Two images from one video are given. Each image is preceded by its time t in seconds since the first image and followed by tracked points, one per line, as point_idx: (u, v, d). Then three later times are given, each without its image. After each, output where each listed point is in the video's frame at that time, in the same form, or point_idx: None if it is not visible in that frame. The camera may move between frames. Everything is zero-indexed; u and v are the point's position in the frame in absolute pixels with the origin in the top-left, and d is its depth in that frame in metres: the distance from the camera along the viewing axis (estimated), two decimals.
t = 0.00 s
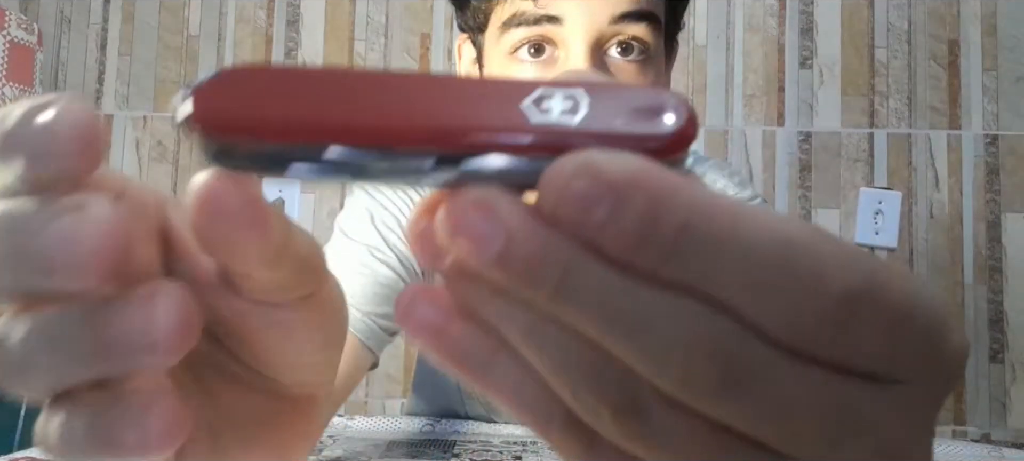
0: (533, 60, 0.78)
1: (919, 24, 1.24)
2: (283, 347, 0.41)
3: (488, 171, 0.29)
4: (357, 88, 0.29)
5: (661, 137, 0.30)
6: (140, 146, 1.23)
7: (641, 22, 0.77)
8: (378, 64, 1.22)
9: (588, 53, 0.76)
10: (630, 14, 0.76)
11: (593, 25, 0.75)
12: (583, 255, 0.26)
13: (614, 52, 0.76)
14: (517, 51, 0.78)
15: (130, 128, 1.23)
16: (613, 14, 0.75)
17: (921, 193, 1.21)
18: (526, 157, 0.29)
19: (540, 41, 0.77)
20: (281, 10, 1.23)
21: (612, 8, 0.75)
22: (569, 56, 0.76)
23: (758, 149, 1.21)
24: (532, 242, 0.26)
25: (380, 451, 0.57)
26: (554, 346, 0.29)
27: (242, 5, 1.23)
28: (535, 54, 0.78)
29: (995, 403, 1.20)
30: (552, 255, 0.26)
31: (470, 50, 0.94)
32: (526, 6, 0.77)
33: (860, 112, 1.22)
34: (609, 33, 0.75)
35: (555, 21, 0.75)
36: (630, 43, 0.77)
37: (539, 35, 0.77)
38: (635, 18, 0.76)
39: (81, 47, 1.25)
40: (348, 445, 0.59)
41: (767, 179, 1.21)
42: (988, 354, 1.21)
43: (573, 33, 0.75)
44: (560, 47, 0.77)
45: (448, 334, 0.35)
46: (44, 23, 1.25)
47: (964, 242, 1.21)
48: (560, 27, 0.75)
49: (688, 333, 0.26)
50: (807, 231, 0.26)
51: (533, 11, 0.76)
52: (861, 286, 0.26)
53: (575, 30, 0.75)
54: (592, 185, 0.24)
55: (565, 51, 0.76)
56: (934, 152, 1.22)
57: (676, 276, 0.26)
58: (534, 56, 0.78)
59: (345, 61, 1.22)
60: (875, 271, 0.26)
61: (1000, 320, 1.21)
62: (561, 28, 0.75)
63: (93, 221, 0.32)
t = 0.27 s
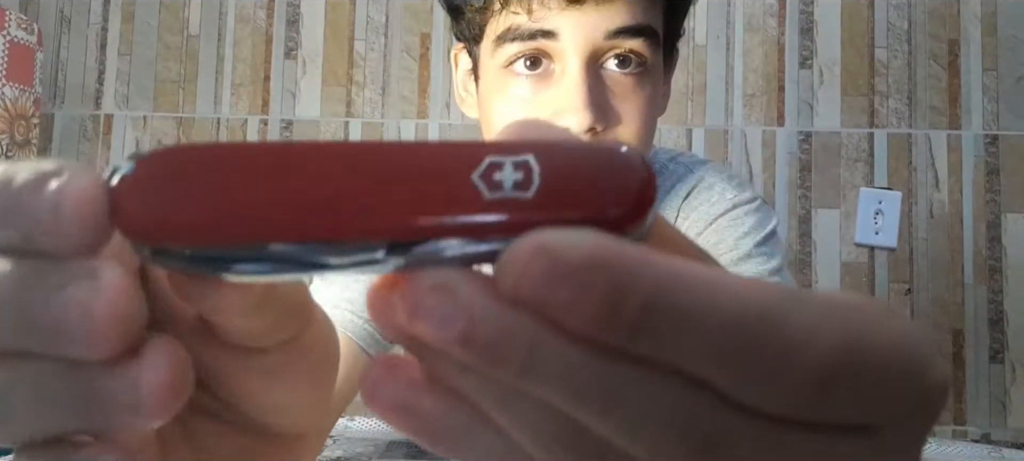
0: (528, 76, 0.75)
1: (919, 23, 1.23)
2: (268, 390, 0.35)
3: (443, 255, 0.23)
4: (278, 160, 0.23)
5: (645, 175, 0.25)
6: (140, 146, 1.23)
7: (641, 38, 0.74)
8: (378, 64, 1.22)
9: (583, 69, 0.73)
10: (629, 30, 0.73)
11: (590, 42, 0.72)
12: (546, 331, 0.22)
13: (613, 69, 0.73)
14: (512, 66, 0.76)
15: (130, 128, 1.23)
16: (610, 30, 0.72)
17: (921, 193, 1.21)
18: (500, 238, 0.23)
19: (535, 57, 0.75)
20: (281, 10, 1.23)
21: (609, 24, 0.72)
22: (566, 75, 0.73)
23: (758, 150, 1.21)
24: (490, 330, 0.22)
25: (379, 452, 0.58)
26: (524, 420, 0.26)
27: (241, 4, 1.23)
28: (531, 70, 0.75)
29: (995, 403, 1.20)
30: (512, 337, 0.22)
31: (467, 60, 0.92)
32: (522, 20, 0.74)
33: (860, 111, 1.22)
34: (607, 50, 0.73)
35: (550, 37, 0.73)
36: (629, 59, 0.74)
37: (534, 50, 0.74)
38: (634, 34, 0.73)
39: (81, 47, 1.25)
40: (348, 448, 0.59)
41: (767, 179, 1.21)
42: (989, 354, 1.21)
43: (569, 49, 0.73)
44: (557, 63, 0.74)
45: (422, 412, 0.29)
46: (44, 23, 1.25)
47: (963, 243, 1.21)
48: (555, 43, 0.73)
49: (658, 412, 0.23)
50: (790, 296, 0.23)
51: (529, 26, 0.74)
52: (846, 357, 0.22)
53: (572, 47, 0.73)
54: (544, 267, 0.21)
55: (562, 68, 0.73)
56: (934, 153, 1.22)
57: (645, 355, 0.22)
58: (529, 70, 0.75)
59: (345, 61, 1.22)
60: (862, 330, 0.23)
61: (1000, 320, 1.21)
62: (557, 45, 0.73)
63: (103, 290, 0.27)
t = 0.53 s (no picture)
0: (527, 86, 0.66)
1: (919, 23, 1.23)
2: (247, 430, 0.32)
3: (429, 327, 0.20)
4: (243, 239, 0.19)
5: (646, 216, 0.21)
6: (140, 146, 1.23)
7: (643, 46, 0.66)
8: (378, 64, 1.22)
9: (585, 78, 0.63)
10: (632, 36, 0.65)
11: (592, 51, 0.63)
12: (535, 400, 0.18)
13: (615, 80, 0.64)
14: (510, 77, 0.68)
15: (130, 128, 1.23)
16: (609, 38, 0.63)
17: (921, 193, 1.21)
18: (491, 304, 0.19)
19: (534, 65, 0.65)
20: (281, 10, 1.23)
21: (611, 31, 0.64)
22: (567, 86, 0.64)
23: (758, 150, 1.21)
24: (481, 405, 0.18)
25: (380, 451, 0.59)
26: None
27: (242, 5, 1.23)
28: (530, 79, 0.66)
29: (995, 402, 1.20)
30: (497, 406, 0.18)
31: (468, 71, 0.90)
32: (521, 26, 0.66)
33: (860, 111, 1.22)
34: (610, 59, 0.64)
35: (551, 44, 0.64)
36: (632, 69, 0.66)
37: (533, 58, 0.65)
38: (636, 42, 0.65)
39: (81, 48, 1.25)
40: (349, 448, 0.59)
41: (767, 179, 1.21)
42: (989, 355, 1.21)
43: (570, 59, 0.63)
44: (557, 73, 0.64)
45: None
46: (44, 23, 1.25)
47: (963, 243, 1.21)
48: (556, 52, 0.64)
49: None
50: (776, 342, 0.18)
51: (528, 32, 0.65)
52: (838, 411, 0.18)
53: (574, 55, 0.63)
54: (536, 339, 0.17)
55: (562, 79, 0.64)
56: (934, 153, 1.22)
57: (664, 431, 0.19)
58: (528, 79, 0.66)
59: (345, 61, 1.22)
60: (862, 379, 0.18)
61: (999, 319, 1.21)
62: (559, 54, 0.63)
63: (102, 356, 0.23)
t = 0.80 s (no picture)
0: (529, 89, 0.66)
1: (919, 24, 1.23)
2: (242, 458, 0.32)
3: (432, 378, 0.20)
4: (246, 295, 0.20)
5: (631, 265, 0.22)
6: (140, 146, 1.23)
7: (646, 48, 0.65)
8: (378, 64, 1.22)
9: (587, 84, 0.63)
10: (634, 39, 0.63)
11: (593, 55, 0.62)
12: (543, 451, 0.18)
13: (616, 82, 0.64)
14: (512, 79, 0.68)
15: (130, 129, 1.23)
16: (611, 42, 0.62)
17: (921, 193, 1.21)
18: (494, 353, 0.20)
19: (535, 68, 0.65)
20: (281, 10, 1.23)
21: (612, 34, 0.62)
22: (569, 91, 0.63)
23: (758, 150, 1.21)
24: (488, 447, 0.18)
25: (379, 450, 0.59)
26: None
27: (242, 5, 1.23)
28: (532, 83, 0.66)
29: (995, 403, 1.20)
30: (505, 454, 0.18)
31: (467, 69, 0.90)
32: (522, 30, 0.65)
33: (860, 111, 1.22)
34: (611, 62, 0.63)
35: (553, 50, 0.63)
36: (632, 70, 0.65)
37: (535, 62, 0.65)
38: (638, 45, 0.64)
39: (81, 48, 1.24)
40: (349, 449, 0.59)
41: (767, 179, 1.21)
42: (989, 355, 1.21)
43: (572, 65, 0.62)
44: (559, 78, 0.64)
45: None
46: (44, 23, 1.25)
47: (964, 243, 1.21)
48: (558, 57, 0.63)
49: None
50: (788, 388, 0.19)
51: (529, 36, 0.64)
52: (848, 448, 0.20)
53: (575, 61, 0.62)
54: (536, 393, 0.17)
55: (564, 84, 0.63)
56: (934, 153, 1.22)
57: None
58: (529, 83, 0.66)
59: (345, 61, 1.22)
60: (861, 413, 0.20)
61: (1000, 320, 1.21)
62: (561, 60, 0.63)
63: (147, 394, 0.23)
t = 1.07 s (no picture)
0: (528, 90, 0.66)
1: (919, 24, 1.23)
2: None
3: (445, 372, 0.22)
4: (275, 286, 0.22)
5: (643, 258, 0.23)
6: (140, 147, 1.23)
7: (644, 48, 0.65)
8: (378, 64, 1.22)
9: (584, 83, 0.63)
10: (632, 39, 0.63)
11: (590, 54, 0.62)
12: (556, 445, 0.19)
13: (614, 82, 0.64)
14: (510, 80, 0.68)
15: (130, 129, 1.23)
16: (608, 42, 0.62)
17: (921, 193, 1.21)
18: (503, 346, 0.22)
19: (533, 69, 0.65)
20: (281, 10, 1.23)
21: (609, 34, 0.62)
22: (567, 91, 0.64)
23: (758, 150, 1.21)
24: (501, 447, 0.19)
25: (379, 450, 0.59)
26: None
27: (242, 4, 1.23)
28: (530, 84, 0.66)
29: (995, 403, 1.20)
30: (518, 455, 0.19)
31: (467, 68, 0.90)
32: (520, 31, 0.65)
33: (859, 111, 1.22)
34: (608, 62, 0.63)
35: (550, 50, 0.63)
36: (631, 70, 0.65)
37: (533, 63, 0.65)
38: (636, 45, 0.64)
39: (81, 48, 1.25)
40: (348, 449, 0.59)
41: (767, 179, 1.21)
42: (989, 355, 1.21)
43: (569, 64, 0.63)
44: (557, 78, 0.64)
45: None
46: (45, 23, 1.25)
47: (964, 243, 1.21)
48: (556, 57, 0.63)
49: None
50: (800, 384, 0.20)
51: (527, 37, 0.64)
52: (860, 441, 0.20)
53: (573, 61, 0.62)
54: (550, 389, 0.18)
55: (562, 84, 0.64)
56: (934, 153, 1.22)
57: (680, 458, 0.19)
58: (528, 83, 0.67)
59: (345, 61, 1.22)
60: (863, 411, 0.20)
61: (1000, 320, 1.21)
62: (558, 59, 0.63)
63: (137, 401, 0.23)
